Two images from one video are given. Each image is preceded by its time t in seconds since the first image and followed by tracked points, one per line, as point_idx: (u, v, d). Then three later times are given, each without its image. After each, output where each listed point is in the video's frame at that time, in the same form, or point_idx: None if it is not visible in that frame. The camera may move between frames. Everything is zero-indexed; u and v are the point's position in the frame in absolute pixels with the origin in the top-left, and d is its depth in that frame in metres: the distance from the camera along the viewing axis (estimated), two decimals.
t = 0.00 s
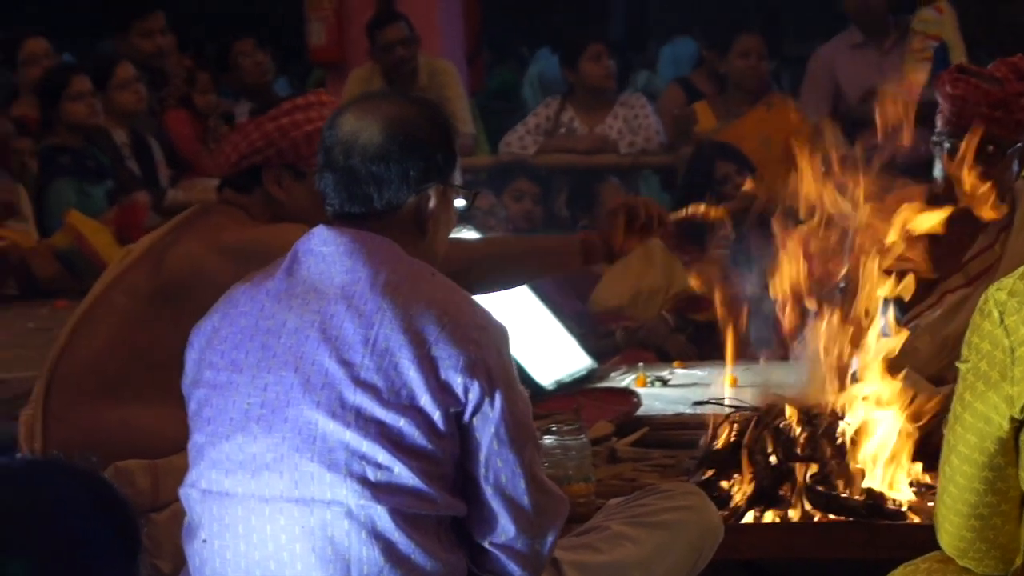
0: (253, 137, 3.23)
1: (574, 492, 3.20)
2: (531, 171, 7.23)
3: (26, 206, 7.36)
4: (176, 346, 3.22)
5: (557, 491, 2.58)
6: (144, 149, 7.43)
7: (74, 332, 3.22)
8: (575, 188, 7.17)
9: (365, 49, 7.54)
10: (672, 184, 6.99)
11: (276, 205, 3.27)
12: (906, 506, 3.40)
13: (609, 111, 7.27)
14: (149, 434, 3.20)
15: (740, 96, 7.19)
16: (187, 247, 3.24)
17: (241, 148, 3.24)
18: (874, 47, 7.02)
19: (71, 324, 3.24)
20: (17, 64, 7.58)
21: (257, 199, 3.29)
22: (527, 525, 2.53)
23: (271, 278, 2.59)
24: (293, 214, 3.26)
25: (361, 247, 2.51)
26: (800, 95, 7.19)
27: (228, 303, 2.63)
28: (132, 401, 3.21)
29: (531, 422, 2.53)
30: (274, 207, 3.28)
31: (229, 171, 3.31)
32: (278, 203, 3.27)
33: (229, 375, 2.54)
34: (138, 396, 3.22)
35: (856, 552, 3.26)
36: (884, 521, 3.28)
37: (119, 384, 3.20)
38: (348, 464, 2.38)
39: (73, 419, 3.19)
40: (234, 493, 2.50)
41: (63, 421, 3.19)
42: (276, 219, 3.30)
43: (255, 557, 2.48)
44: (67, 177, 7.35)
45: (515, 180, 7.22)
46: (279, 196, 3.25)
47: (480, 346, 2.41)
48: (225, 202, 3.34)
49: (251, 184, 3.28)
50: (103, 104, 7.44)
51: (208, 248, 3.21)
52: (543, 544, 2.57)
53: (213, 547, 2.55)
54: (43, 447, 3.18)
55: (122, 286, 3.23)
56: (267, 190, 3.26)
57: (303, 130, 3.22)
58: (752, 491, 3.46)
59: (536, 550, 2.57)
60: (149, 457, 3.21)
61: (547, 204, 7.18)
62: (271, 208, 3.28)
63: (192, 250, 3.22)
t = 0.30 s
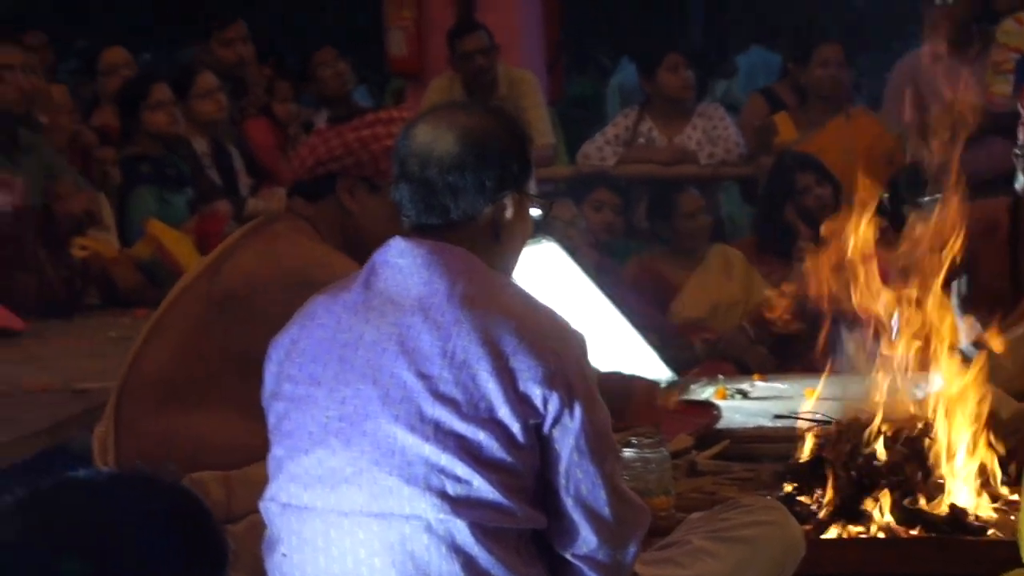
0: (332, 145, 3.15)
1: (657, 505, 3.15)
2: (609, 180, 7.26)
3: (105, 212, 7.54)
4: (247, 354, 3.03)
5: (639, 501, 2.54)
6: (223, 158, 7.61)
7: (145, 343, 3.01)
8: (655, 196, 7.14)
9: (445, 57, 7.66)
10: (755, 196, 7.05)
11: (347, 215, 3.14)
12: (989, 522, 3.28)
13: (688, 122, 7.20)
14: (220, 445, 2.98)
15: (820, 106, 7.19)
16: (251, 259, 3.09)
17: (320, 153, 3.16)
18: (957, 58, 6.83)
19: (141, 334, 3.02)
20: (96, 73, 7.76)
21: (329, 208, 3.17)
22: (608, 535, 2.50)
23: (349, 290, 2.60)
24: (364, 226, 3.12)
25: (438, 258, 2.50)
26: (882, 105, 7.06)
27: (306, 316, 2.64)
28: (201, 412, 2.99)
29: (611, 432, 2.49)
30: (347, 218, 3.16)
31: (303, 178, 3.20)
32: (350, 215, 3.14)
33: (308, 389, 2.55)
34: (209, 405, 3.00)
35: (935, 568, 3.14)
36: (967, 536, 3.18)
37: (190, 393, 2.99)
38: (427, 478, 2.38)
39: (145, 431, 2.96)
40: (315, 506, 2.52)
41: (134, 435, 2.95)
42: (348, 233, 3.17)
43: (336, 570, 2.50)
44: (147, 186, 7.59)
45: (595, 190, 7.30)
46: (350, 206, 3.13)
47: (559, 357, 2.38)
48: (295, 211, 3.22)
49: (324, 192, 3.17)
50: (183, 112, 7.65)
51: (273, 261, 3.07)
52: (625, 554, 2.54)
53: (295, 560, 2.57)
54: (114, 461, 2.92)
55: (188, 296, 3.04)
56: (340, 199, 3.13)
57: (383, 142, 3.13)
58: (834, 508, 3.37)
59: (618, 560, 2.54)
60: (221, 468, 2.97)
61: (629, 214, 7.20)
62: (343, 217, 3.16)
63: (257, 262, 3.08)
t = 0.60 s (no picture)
0: (373, 171, 3.06)
1: (704, 530, 2.94)
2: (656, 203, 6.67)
3: (156, 238, 6.46)
4: (288, 379, 2.98)
5: (690, 525, 2.51)
6: (274, 186, 6.92)
7: (185, 371, 3.00)
8: (705, 217, 6.52)
9: (493, 84, 7.91)
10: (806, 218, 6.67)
11: (390, 242, 3.09)
12: None
13: (735, 145, 6.80)
14: (264, 470, 2.96)
15: (869, 128, 6.97)
16: (290, 286, 3.03)
17: (361, 181, 3.07)
18: (1006, 80, 6.89)
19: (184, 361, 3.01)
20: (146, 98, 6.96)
21: (370, 237, 3.11)
22: (658, 557, 2.47)
23: (397, 315, 2.59)
24: (406, 252, 3.07)
25: (487, 282, 2.49)
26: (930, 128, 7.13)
27: (354, 341, 2.64)
28: (245, 439, 2.97)
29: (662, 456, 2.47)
30: (388, 245, 3.10)
31: (343, 206, 3.12)
32: (393, 241, 3.09)
33: (357, 414, 2.55)
34: (250, 431, 2.97)
35: None
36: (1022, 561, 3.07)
37: (231, 420, 2.96)
38: (476, 502, 2.38)
39: (188, 459, 2.95)
40: (363, 532, 2.52)
41: (177, 464, 2.95)
42: (390, 261, 3.13)
43: None
44: (196, 210, 6.61)
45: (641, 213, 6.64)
46: (393, 233, 3.07)
47: (609, 381, 2.38)
48: (335, 238, 3.16)
49: (365, 220, 3.10)
50: (235, 138, 6.79)
51: (312, 288, 3.00)
52: None
53: None
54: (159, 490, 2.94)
55: (229, 324, 3.01)
56: (381, 226, 3.08)
57: (426, 171, 3.03)
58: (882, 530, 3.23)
59: None
60: (266, 491, 2.97)
61: (677, 237, 6.54)
62: (384, 245, 3.10)
63: (296, 289, 3.01)
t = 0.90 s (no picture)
0: (409, 193, 3.04)
1: (740, 552, 2.85)
2: (697, 227, 6.55)
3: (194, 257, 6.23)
4: (328, 403, 3.01)
5: (730, 551, 2.47)
6: (311, 205, 6.90)
7: (224, 392, 3.01)
8: (743, 241, 6.35)
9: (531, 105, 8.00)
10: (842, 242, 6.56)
11: (427, 262, 3.08)
12: None
13: (773, 167, 6.94)
14: (303, 491, 2.99)
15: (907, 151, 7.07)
16: (330, 308, 3.03)
17: (396, 203, 3.06)
18: None
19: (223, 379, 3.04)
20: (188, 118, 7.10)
21: (406, 258, 3.11)
22: None
23: (436, 336, 2.59)
24: (443, 272, 3.07)
25: (525, 304, 2.49)
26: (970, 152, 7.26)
27: (394, 362, 2.64)
28: (284, 457, 3.00)
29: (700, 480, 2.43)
30: (426, 266, 3.10)
31: (379, 228, 3.11)
32: (429, 262, 3.09)
33: (394, 434, 2.56)
34: (289, 453, 3.01)
35: None
36: None
37: (269, 443, 3.00)
38: (512, 524, 2.38)
39: (225, 480, 2.98)
40: (400, 552, 2.53)
41: (214, 486, 2.98)
42: (427, 281, 3.11)
43: None
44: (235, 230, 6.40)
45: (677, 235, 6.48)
46: (430, 253, 3.07)
47: (646, 404, 2.35)
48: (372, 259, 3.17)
49: (400, 241, 3.09)
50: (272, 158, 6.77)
51: (351, 311, 3.00)
52: None
53: None
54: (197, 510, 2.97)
55: (267, 345, 3.02)
56: (418, 247, 3.07)
57: (461, 190, 3.02)
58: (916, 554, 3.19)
59: None
60: (303, 511, 2.99)
61: (715, 258, 6.37)
62: (421, 264, 3.10)
63: (335, 312, 3.02)
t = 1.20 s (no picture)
0: (426, 202, 3.05)
1: (763, 563, 2.84)
2: (719, 236, 6.43)
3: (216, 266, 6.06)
4: (352, 412, 3.02)
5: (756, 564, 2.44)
6: (335, 216, 6.85)
7: (249, 401, 3.05)
8: (765, 251, 6.22)
9: (555, 117, 8.09)
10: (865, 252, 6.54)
11: (449, 270, 3.08)
12: None
13: (796, 179, 7.02)
14: (327, 500, 3.01)
15: (929, 162, 7.21)
16: (355, 317, 3.04)
17: (414, 212, 3.07)
18: None
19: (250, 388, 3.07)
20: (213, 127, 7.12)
21: (429, 266, 3.10)
22: None
23: (460, 347, 2.60)
24: (467, 280, 3.07)
25: (550, 314, 2.50)
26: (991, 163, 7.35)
27: (418, 372, 2.65)
28: (311, 466, 3.03)
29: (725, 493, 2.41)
30: (448, 274, 3.09)
31: (400, 237, 3.12)
32: (451, 269, 3.08)
33: (418, 444, 2.56)
34: (312, 463, 3.03)
35: None
36: None
37: (293, 453, 3.03)
38: (536, 534, 2.38)
39: (250, 490, 3.02)
40: (422, 563, 2.53)
41: (239, 496, 3.02)
42: (450, 289, 3.10)
43: None
44: (256, 240, 6.28)
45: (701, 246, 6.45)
46: (452, 261, 3.06)
47: (670, 415, 2.33)
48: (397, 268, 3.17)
49: (422, 249, 3.10)
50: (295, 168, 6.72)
51: (375, 320, 3.01)
52: None
53: None
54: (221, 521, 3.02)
55: (293, 355, 3.04)
56: (439, 255, 3.07)
57: (478, 196, 3.01)
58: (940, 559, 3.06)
59: None
60: (331, 521, 3.02)
61: (737, 270, 6.25)
62: (442, 273, 3.09)
63: (360, 321, 3.03)
